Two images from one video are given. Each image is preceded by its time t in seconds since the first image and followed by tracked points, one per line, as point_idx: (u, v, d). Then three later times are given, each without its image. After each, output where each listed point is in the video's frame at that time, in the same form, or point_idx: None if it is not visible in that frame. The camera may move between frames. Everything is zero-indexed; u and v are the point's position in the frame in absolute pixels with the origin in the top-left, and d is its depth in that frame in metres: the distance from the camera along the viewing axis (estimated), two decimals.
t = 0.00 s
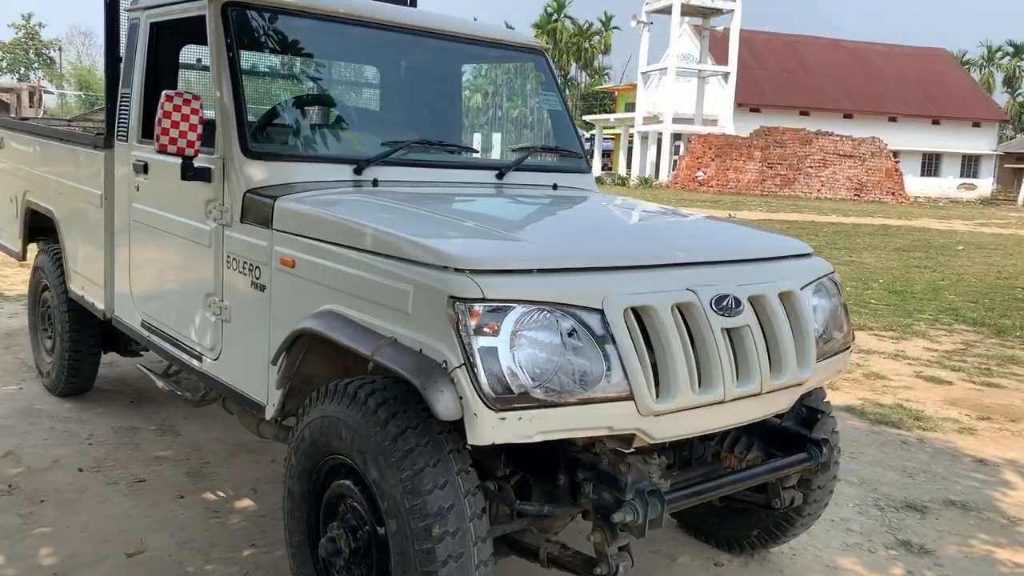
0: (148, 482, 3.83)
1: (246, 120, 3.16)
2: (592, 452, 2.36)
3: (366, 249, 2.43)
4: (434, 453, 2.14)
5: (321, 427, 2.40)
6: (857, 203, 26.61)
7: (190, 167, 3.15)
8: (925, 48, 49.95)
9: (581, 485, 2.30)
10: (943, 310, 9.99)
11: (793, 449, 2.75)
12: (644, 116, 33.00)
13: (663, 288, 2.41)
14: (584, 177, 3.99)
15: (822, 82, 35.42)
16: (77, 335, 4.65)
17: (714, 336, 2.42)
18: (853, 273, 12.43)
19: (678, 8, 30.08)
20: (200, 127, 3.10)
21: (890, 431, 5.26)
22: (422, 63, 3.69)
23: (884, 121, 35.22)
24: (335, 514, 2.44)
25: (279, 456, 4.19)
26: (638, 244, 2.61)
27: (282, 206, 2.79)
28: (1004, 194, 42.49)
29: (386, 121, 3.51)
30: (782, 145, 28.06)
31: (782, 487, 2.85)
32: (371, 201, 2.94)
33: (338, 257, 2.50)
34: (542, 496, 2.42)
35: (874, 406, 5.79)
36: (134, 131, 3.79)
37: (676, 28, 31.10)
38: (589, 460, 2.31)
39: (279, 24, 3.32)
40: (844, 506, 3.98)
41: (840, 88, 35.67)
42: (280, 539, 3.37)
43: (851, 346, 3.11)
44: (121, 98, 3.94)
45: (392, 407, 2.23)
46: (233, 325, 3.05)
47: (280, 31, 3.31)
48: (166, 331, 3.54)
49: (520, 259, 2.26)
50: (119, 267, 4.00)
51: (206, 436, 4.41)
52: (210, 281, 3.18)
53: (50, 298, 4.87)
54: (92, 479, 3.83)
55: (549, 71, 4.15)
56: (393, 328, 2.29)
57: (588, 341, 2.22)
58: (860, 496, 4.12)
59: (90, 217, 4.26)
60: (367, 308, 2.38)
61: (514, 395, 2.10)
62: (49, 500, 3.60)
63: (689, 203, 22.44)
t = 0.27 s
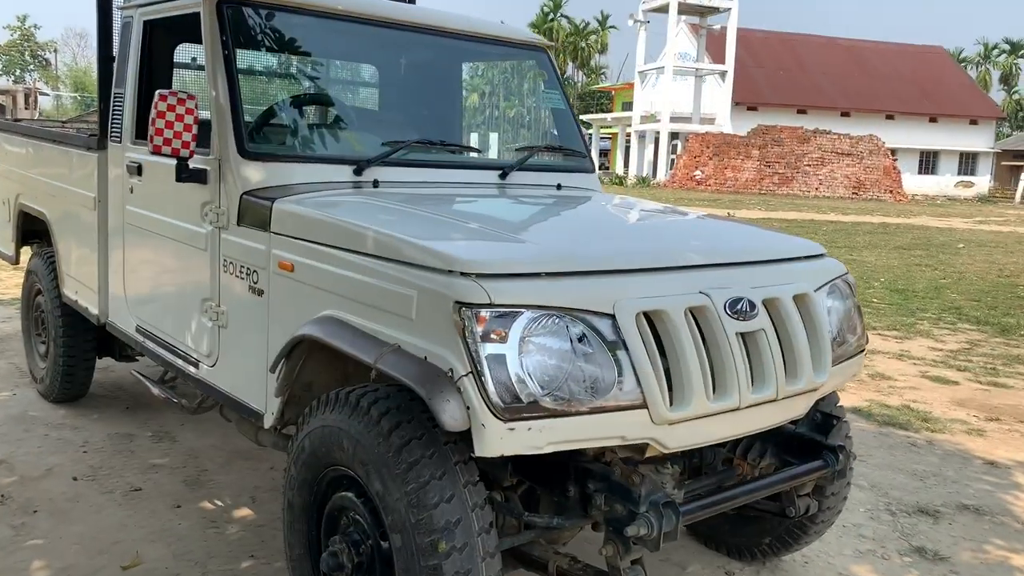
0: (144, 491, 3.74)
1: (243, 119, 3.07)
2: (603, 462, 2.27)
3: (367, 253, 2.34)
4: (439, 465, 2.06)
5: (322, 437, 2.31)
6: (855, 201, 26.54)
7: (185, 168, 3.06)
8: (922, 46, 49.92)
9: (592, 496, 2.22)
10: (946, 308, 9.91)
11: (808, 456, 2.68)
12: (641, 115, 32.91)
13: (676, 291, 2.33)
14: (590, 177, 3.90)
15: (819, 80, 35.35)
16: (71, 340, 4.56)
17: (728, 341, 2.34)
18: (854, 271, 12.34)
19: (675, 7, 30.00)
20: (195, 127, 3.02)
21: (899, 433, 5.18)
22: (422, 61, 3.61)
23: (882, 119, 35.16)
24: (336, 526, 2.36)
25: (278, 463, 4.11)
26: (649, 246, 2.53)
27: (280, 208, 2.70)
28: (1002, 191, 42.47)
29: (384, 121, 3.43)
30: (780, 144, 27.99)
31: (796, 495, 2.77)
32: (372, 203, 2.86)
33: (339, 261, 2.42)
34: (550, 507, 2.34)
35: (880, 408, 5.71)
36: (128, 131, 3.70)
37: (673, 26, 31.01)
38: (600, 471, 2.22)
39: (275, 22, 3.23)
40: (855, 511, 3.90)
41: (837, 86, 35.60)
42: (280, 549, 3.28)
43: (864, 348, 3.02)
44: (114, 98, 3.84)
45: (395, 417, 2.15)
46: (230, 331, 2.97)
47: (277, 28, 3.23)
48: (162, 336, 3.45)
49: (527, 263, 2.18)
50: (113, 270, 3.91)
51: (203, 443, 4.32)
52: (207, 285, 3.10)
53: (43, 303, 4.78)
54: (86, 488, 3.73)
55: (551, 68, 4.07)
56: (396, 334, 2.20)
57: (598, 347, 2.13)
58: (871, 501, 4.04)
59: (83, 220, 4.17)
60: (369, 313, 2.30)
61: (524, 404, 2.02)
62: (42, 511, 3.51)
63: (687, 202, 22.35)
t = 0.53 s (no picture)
0: (136, 504, 3.62)
1: (236, 120, 2.96)
2: (616, 476, 2.17)
3: (367, 258, 2.23)
4: (445, 482, 1.95)
5: (322, 451, 2.20)
6: (852, 200, 26.47)
7: (176, 170, 2.95)
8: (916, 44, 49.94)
9: (605, 512, 2.11)
10: (948, 308, 9.83)
11: (826, 466, 2.57)
12: (636, 115, 32.83)
13: (692, 296, 2.22)
14: (594, 177, 3.80)
15: (815, 79, 35.31)
16: (62, 348, 4.44)
17: (747, 347, 2.23)
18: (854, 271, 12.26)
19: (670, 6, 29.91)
20: (186, 128, 2.91)
21: (908, 437, 5.09)
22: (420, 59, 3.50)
23: (877, 117, 35.13)
24: (337, 545, 2.25)
25: (274, 474, 4.00)
26: (662, 249, 2.42)
27: (275, 211, 2.59)
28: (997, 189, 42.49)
29: (382, 120, 3.31)
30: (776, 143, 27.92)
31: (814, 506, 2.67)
32: (371, 205, 2.75)
33: (337, 267, 2.31)
34: (560, 523, 2.23)
35: (888, 410, 5.62)
36: (117, 132, 3.59)
37: (667, 26, 30.93)
38: (614, 485, 2.12)
39: (269, 19, 3.12)
40: (868, 518, 3.80)
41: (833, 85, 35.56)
42: (277, 565, 3.17)
43: (882, 352, 2.92)
44: (103, 99, 3.73)
45: (398, 431, 2.04)
46: (224, 339, 2.86)
47: (271, 25, 3.12)
48: (154, 345, 3.34)
49: (536, 267, 2.07)
50: (103, 277, 3.79)
51: (197, 453, 4.21)
52: (199, 291, 2.98)
53: (33, 309, 4.66)
54: (76, 502, 3.61)
55: (553, 65, 3.96)
56: (398, 344, 2.09)
57: (612, 356, 2.02)
58: (884, 508, 3.94)
59: (72, 225, 4.05)
60: (369, 321, 2.19)
61: (535, 418, 1.91)
62: (31, 526, 3.39)
63: (684, 201, 22.25)
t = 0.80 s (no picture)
0: (126, 520, 3.50)
1: (228, 122, 2.84)
2: (630, 494, 2.06)
3: (368, 266, 2.12)
4: (452, 505, 1.85)
5: (321, 471, 2.09)
6: (845, 200, 26.45)
7: (166, 175, 2.84)
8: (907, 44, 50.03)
9: (620, 533, 2.01)
10: (947, 308, 9.76)
11: (845, 479, 2.47)
12: (629, 115, 32.76)
13: (708, 305, 2.12)
14: (597, 180, 3.69)
15: (807, 79, 35.31)
16: (49, 358, 4.32)
17: (766, 359, 2.13)
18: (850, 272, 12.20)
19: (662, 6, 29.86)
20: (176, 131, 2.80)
21: (915, 442, 5.00)
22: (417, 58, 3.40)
23: (869, 117, 35.15)
24: (337, 569, 2.13)
25: (269, 486, 3.88)
26: (675, 255, 2.32)
27: (270, 217, 2.48)
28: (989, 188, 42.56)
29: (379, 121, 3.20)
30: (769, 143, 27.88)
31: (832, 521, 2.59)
32: (369, 210, 2.64)
33: (336, 276, 2.20)
34: (569, 542, 2.12)
35: (893, 414, 5.53)
36: (104, 135, 3.47)
37: (659, 26, 30.88)
38: (629, 505, 2.01)
39: (261, 17, 3.00)
40: (880, 528, 3.70)
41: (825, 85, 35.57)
42: None
43: (898, 359, 2.82)
44: (90, 101, 3.61)
45: (402, 451, 1.93)
46: (216, 350, 2.74)
47: (263, 24, 3.00)
48: (143, 356, 3.22)
49: (547, 276, 1.96)
50: (90, 285, 3.67)
51: (189, 465, 4.09)
52: (190, 301, 2.87)
53: (19, 318, 4.53)
54: (64, 518, 3.49)
55: (554, 64, 3.85)
56: (401, 358, 1.98)
57: (629, 370, 1.92)
58: (895, 516, 3.84)
59: (59, 231, 3.93)
60: (370, 334, 2.07)
61: (547, 437, 1.80)
62: (16, 544, 3.26)
63: (677, 202, 22.17)
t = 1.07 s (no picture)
0: (113, 537, 3.38)
1: (216, 126, 2.73)
2: (641, 515, 1.97)
3: (364, 278, 2.02)
4: (456, 531, 1.75)
5: (316, 494, 1.99)
6: (835, 200, 26.47)
7: (152, 182, 2.73)
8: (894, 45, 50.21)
9: (631, 557, 1.91)
10: (942, 309, 9.72)
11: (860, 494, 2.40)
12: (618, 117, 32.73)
13: (721, 316, 2.03)
14: (597, 184, 3.59)
15: (795, 80, 35.36)
16: (32, 368, 4.19)
17: (782, 371, 2.04)
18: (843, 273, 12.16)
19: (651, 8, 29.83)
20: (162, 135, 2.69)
21: (917, 447, 4.93)
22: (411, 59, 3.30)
23: (858, 118, 35.22)
24: None
25: (261, 500, 3.77)
26: (685, 263, 2.22)
27: (261, 226, 2.37)
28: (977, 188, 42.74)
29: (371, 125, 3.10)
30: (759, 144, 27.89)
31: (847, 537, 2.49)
32: (365, 218, 2.54)
33: (331, 288, 2.09)
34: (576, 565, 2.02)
35: (893, 419, 5.46)
36: (88, 139, 3.35)
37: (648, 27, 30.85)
38: (640, 527, 1.92)
39: (251, 18, 2.89)
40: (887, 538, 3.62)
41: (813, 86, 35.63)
42: None
43: (910, 368, 2.74)
44: (73, 104, 3.49)
45: (401, 473, 1.83)
46: (205, 364, 2.63)
47: (253, 25, 2.89)
48: (129, 368, 3.11)
49: (554, 287, 1.87)
50: (74, 294, 3.55)
51: (178, 478, 3.97)
52: (178, 312, 2.76)
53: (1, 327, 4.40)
54: (48, 536, 3.37)
55: (552, 65, 3.74)
56: (400, 376, 1.88)
57: (641, 386, 1.82)
58: (902, 526, 3.76)
59: (42, 238, 3.81)
60: (368, 349, 1.97)
61: (557, 459, 1.71)
62: None
63: (667, 203, 22.12)
